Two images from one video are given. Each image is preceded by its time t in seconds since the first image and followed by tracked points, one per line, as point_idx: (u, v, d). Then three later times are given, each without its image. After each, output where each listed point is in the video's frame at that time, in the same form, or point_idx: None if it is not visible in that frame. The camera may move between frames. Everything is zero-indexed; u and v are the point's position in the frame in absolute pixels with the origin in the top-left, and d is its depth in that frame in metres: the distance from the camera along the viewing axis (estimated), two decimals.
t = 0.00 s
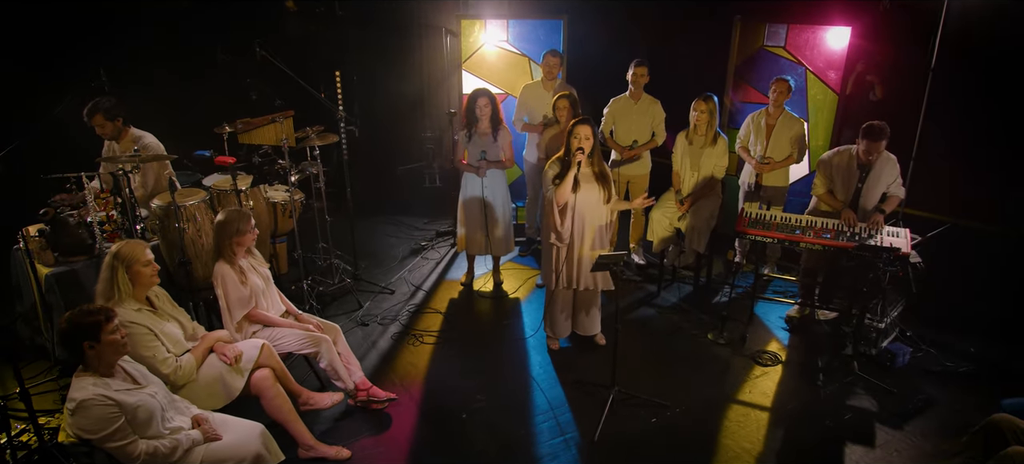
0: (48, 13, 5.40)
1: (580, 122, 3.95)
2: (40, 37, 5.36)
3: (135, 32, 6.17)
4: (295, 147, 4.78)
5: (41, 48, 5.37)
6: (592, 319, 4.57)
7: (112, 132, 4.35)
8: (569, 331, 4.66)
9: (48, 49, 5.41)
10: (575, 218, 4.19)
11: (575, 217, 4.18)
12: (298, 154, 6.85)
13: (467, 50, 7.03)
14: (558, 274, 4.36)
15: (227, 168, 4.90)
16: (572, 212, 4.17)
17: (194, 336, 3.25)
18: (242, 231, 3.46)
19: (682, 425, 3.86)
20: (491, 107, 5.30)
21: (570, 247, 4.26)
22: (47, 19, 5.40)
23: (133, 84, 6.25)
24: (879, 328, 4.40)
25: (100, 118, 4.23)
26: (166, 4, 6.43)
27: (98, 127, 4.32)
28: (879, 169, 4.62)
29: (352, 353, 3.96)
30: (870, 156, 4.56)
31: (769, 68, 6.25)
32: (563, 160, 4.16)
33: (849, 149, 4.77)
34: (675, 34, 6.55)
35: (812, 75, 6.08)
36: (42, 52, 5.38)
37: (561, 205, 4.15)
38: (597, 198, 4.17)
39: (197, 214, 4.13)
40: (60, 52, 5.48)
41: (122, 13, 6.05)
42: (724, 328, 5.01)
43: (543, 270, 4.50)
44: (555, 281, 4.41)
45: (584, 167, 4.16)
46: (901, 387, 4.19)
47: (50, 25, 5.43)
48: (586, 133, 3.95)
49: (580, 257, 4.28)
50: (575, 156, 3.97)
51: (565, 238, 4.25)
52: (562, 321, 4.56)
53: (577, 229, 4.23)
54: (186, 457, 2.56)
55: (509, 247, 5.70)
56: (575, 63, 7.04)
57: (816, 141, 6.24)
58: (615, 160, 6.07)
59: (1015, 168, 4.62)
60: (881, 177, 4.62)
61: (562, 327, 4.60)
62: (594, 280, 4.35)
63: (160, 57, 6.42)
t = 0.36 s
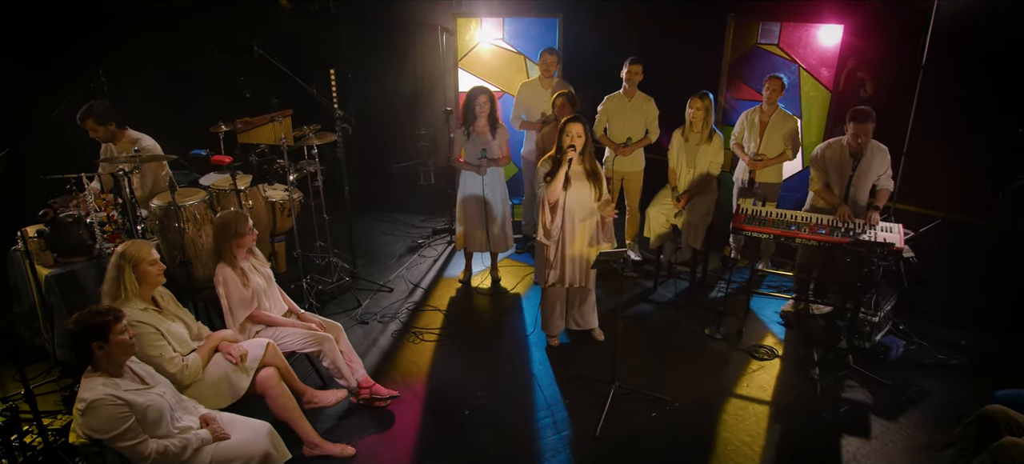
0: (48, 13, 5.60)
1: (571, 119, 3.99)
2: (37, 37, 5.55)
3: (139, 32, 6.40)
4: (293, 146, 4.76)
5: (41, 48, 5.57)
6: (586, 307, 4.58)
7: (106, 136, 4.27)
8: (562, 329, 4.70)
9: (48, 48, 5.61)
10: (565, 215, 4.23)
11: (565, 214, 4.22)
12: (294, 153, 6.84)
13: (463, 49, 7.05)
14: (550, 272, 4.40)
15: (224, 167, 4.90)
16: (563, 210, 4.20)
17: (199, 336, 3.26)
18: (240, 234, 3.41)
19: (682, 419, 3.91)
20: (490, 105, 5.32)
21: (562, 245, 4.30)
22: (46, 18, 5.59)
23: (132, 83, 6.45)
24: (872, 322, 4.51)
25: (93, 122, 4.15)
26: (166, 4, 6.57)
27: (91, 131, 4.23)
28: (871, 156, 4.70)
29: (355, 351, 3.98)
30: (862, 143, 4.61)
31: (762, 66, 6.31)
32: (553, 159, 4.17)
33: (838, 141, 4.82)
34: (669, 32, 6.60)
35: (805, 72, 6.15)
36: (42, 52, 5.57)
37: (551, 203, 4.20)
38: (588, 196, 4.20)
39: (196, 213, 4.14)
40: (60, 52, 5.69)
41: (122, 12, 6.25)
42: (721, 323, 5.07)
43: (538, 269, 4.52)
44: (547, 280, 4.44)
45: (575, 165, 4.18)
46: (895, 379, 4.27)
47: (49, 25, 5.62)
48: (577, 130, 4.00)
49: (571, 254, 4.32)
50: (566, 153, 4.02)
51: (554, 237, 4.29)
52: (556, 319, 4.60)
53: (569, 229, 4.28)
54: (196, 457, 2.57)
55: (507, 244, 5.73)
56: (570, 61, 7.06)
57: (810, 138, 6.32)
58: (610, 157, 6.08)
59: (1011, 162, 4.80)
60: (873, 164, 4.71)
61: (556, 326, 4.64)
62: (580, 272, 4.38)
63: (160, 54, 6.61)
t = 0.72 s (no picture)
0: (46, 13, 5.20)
1: (560, 120, 3.99)
2: (37, 38, 5.14)
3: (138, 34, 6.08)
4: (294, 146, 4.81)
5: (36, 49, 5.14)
6: (581, 303, 4.67)
7: (100, 136, 4.23)
8: (555, 324, 4.72)
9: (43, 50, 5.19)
10: (554, 214, 4.26)
11: (556, 213, 4.25)
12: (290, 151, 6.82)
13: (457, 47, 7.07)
14: (540, 270, 4.42)
15: (220, 166, 4.89)
16: (552, 209, 4.22)
17: (202, 336, 3.26)
18: (239, 235, 3.40)
19: (680, 414, 3.97)
20: (486, 103, 5.36)
21: (552, 243, 4.33)
22: (45, 19, 5.20)
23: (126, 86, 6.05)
24: (864, 316, 4.62)
25: (87, 123, 4.10)
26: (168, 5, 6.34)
27: (85, 132, 4.19)
28: (862, 149, 4.77)
29: (355, 350, 4.00)
30: (850, 136, 4.69)
31: (753, 63, 6.42)
32: (543, 159, 4.17)
33: (829, 138, 4.90)
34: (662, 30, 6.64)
35: (796, 70, 6.23)
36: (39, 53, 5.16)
37: (540, 202, 4.19)
38: (578, 195, 4.22)
39: (194, 213, 4.13)
40: (56, 52, 5.28)
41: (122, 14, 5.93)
42: (717, 318, 5.14)
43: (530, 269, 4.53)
44: (538, 278, 4.47)
45: (563, 164, 4.22)
46: (887, 372, 4.36)
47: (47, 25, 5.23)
48: (566, 131, 3.99)
49: (563, 250, 4.37)
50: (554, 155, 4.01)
51: (545, 236, 4.29)
52: (550, 315, 4.63)
53: (559, 226, 4.30)
54: (204, 456, 2.59)
55: (502, 239, 5.77)
56: (565, 58, 7.07)
57: (800, 135, 6.42)
58: (603, 154, 6.12)
59: (997, 159, 4.91)
60: (865, 156, 4.77)
61: (550, 323, 4.67)
62: (567, 265, 4.41)
63: (160, 55, 6.35)
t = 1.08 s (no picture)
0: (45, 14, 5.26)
1: (550, 123, 4.07)
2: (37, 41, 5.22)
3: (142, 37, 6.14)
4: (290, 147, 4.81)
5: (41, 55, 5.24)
6: (576, 300, 4.70)
7: (96, 138, 4.18)
8: (550, 323, 4.77)
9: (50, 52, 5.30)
10: (545, 214, 4.29)
11: (544, 215, 4.30)
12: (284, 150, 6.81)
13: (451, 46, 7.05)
14: (534, 268, 4.48)
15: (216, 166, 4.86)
16: (542, 210, 4.29)
17: (205, 337, 3.25)
18: (246, 235, 3.46)
19: (677, 408, 4.04)
20: (479, 103, 5.35)
21: (540, 245, 4.37)
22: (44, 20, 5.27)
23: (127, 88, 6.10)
24: (856, 309, 4.69)
25: (82, 125, 4.08)
26: (168, 5, 6.34)
27: (80, 134, 4.14)
28: (849, 147, 4.86)
29: (355, 348, 4.03)
30: (836, 137, 4.78)
31: (745, 61, 6.46)
32: (533, 160, 4.25)
33: (817, 136, 4.99)
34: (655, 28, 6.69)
35: (787, 68, 6.30)
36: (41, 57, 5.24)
37: (530, 203, 4.28)
38: (568, 196, 4.27)
39: (192, 213, 4.10)
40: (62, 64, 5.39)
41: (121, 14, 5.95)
42: (711, 313, 5.21)
43: (524, 268, 4.63)
44: (533, 276, 4.52)
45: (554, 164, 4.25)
46: (877, 365, 4.46)
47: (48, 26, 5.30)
48: (556, 135, 4.08)
49: (558, 248, 4.41)
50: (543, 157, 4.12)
51: (534, 237, 4.37)
52: (545, 312, 4.66)
53: (550, 225, 4.33)
54: (212, 455, 2.60)
55: (497, 237, 5.80)
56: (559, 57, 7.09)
57: (791, 132, 6.51)
58: (598, 151, 6.15)
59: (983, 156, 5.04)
60: (852, 155, 4.85)
61: (545, 320, 4.71)
62: (562, 264, 4.46)
63: (161, 62, 6.35)
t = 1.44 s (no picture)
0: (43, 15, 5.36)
1: (540, 124, 4.00)
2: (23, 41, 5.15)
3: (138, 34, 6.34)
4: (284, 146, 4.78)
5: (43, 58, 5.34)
6: (571, 297, 4.75)
7: (93, 142, 4.20)
8: (545, 319, 4.82)
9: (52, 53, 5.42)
10: (541, 214, 4.34)
11: (536, 214, 4.34)
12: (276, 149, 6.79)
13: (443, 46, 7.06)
14: (530, 266, 4.52)
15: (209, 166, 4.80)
16: (535, 209, 4.32)
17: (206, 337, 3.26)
18: (246, 232, 3.48)
19: (673, 401, 4.11)
20: (472, 102, 5.35)
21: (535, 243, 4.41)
22: (39, 23, 5.31)
23: (123, 87, 6.31)
24: (844, 303, 4.77)
25: (77, 131, 4.08)
26: (169, 7, 6.56)
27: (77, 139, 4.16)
28: (839, 141, 4.94)
29: (355, 347, 4.08)
30: (827, 130, 4.85)
31: (736, 60, 6.52)
32: (526, 160, 4.23)
33: (807, 132, 5.07)
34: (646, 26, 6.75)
35: (776, 65, 6.37)
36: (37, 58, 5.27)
37: (524, 204, 4.33)
38: (559, 194, 4.30)
39: (189, 214, 4.10)
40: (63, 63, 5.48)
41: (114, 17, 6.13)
42: (704, 308, 5.30)
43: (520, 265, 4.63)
44: (530, 274, 4.55)
45: (546, 163, 4.22)
46: (867, 357, 4.56)
47: (45, 30, 5.37)
48: (547, 135, 4.02)
49: (556, 247, 4.45)
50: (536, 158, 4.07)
51: (529, 234, 4.41)
52: (540, 308, 4.71)
53: (545, 223, 4.37)
54: (218, 455, 2.63)
55: (490, 233, 5.84)
56: (552, 55, 7.12)
57: (783, 129, 6.56)
58: (593, 149, 6.20)
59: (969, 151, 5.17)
60: (842, 148, 4.94)
61: (541, 316, 4.76)
62: (561, 263, 4.50)
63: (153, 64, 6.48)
